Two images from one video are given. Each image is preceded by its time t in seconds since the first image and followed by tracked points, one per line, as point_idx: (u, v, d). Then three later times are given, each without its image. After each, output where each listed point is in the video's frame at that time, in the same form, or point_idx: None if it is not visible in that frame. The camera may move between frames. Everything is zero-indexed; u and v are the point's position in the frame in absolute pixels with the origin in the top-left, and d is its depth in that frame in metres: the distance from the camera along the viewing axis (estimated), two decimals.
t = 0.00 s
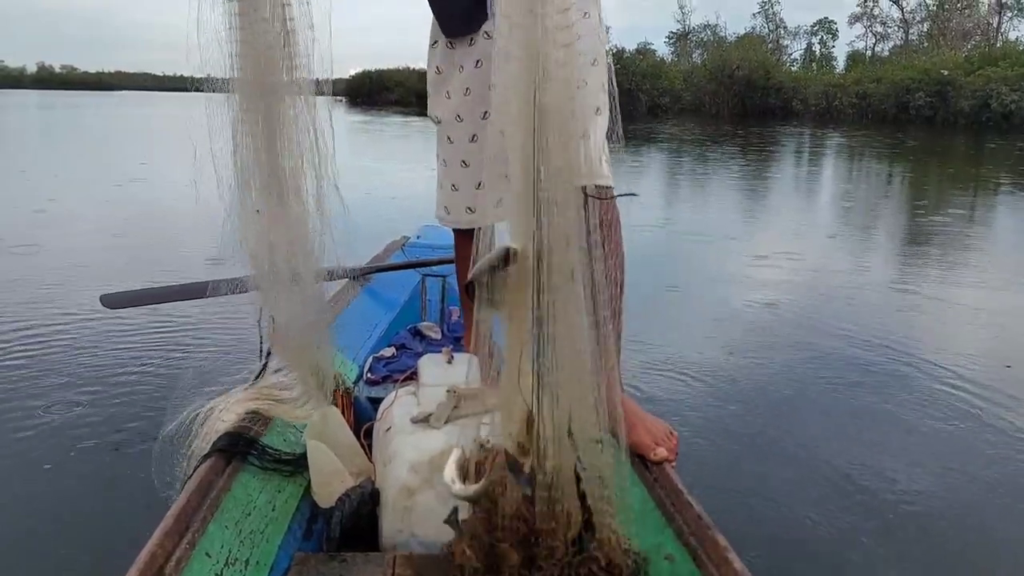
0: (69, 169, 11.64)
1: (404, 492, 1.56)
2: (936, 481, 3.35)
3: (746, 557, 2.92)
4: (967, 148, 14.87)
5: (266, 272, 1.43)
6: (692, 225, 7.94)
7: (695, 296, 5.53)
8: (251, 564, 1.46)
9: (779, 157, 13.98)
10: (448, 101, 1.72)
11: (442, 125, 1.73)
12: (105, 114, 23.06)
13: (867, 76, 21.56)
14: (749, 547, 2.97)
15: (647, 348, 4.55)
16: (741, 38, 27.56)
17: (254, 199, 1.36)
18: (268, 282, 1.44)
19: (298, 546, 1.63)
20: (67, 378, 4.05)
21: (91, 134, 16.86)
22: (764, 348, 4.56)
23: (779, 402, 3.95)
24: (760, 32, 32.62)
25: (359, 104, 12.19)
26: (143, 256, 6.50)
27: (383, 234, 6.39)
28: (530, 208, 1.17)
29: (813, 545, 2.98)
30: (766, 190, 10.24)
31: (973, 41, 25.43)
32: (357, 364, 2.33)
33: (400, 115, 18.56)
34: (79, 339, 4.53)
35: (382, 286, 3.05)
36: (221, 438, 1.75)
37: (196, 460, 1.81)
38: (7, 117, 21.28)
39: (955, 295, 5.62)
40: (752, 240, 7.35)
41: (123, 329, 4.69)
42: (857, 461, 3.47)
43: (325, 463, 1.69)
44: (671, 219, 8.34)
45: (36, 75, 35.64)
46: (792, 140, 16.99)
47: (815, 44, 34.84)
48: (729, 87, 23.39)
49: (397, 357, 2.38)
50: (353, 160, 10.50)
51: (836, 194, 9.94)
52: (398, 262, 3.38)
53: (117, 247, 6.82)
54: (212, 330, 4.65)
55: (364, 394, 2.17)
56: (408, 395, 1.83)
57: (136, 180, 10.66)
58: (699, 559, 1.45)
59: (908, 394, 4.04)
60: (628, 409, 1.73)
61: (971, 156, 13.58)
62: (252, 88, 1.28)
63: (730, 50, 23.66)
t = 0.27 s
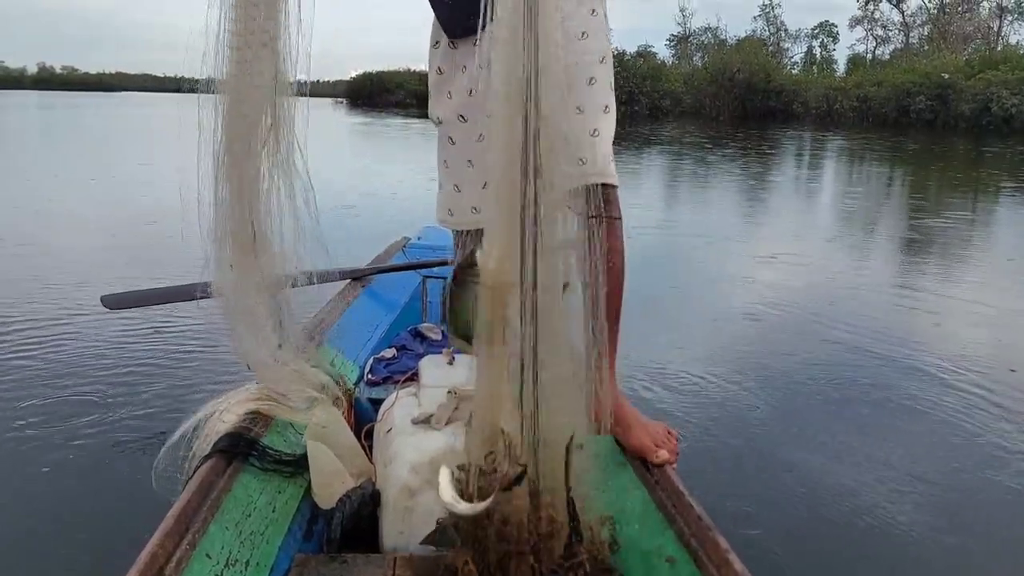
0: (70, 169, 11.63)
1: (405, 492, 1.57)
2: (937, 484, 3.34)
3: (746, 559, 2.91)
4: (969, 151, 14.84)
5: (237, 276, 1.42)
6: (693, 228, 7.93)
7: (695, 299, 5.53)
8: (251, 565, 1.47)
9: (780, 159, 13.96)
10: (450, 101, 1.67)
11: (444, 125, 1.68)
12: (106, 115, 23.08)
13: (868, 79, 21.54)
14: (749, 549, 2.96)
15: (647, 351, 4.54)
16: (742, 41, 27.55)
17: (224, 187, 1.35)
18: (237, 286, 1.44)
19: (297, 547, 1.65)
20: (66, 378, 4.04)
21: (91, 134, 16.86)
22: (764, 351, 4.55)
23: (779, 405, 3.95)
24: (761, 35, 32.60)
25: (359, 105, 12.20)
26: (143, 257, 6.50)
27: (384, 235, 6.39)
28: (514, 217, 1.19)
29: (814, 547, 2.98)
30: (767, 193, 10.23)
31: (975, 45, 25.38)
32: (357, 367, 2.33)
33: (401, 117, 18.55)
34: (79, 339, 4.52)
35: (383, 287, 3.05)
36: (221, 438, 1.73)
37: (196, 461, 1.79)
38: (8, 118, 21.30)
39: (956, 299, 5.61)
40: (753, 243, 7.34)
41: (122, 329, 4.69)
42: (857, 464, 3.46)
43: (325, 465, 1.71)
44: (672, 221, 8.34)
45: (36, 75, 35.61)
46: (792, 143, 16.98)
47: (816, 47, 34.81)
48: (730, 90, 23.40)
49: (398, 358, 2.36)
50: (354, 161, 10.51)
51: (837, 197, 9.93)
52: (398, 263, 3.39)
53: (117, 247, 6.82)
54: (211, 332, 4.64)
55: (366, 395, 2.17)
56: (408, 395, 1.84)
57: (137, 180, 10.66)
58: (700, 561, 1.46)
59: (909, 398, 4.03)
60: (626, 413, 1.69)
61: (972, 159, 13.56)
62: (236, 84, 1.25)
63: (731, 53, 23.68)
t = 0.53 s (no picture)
0: (70, 169, 11.63)
1: (403, 495, 1.57)
2: (938, 487, 3.33)
3: (746, 562, 2.90)
4: (969, 154, 14.84)
5: (258, 279, 1.45)
6: (693, 229, 7.94)
7: (695, 300, 5.52)
8: (248, 566, 1.49)
9: (780, 161, 13.95)
10: (452, 102, 1.67)
11: (445, 125, 1.68)
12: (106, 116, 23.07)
13: (868, 81, 21.54)
14: (750, 551, 2.96)
15: (647, 353, 4.53)
16: (742, 42, 27.54)
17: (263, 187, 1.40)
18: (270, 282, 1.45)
19: (295, 548, 1.68)
20: (65, 378, 4.03)
21: (91, 134, 16.85)
22: (764, 353, 4.55)
23: (780, 407, 3.94)
24: (761, 37, 32.60)
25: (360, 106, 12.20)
26: (142, 257, 6.49)
27: (383, 235, 6.40)
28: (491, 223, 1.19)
29: (815, 549, 2.97)
30: (767, 195, 10.21)
31: (975, 46, 25.36)
32: (357, 367, 2.34)
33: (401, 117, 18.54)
34: (78, 340, 4.51)
35: (382, 289, 3.06)
36: (219, 438, 1.72)
37: (193, 463, 1.77)
38: (8, 117, 21.29)
39: (957, 302, 5.60)
40: (753, 245, 7.33)
41: (121, 330, 4.68)
42: (857, 467, 3.46)
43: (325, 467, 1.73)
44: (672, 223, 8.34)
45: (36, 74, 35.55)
46: (793, 145, 16.97)
47: (816, 49, 34.81)
48: (730, 91, 23.41)
49: (397, 359, 2.37)
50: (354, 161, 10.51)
51: (837, 199, 9.94)
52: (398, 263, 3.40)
53: (116, 247, 6.81)
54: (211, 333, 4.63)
55: (364, 396, 2.18)
56: (406, 397, 1.84)
57: (137, 180, 10.65)
58: (699, 563, 1.44)
59: (909, 401, 4.02)
60: (621, 415, 1.70)
61: (972, 161, 13.56)
62: (304, 82, 1.29)
63: (731, 55, 23.68)
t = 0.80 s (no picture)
0: (69, 169, 11.62)
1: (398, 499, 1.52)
2: (938, 490, 3.33)
3: (748, 563, 2.90)
4: (968, 156, 14.84)
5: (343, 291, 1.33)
6: (693, 231, 7.95)
7: (696, 303, 5.51)
8: (249, 569, 1.48)
9: (780, 163, 13.95)
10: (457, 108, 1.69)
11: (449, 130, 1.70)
12: (106, 116, 23.06)
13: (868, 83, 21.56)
14: (750, 554, 2.95)
15: (648, 355, 4.53)
16: (742, 44, 27.56)
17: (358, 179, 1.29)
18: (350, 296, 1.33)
19: (295, 552, 1.68)
20: (64, 379, 4.02)
21: (91, 135, 16.86)
22: (764, 355, 4.55)
23: (780, 410, 3.93)
24: (761, 39, 32.62)
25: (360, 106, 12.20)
26: (142, 258, 6.48)
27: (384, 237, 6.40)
28: (477, 178, 1.11)
29: (815, 552, 2.96)
30: (767, 197, 10.21)
31: (974, 49, 25.38)
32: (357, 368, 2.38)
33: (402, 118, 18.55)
34: (77, 340, 4.50)
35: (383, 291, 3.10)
36: (218, 444, 1.74)
37: (194, 466, 1.79)
38: (8, 117, 21.27)
39: (957, 305, 5.59)
40: (753, 247, 7.33)
41: (122, 331, 4.67)
42: (858, 471, 3.45)
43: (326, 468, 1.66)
44: (672, 224, 8.35)
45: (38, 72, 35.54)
46: (792, 147, 16.97)
47: (816, 51, 34.82)
48: (730, 92, 23.42)
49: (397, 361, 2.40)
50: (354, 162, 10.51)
51: (837, 201, 9.95)
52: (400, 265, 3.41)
53: (116, 247, 6.80)
54: (211, 335, 4.62)
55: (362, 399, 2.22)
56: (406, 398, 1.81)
57: (137, 181, 10.64)
58: (698, 564, 1.43)
59: (910, 404, 4.01)
60: (621, 417, 1.70)
61: (971, 164, 13.58)
62: (390, 84, 1.21)
63: (731, 56, 23.69)
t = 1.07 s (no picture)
0: (70, 168, 11.62)
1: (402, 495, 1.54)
2: (938, 491, 3.33)
3: (748, 562, 2.90)
4: (969, 158, 14.85)
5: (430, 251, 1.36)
6: (694, 232, 7.96)
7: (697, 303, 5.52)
8: (249, 568, 1.49)
9: (780, 165, 13.95)
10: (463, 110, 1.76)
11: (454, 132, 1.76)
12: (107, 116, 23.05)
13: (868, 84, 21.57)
14: (750, 554, 2.95)
15: (648, 355, 4.54)
16: (742, 45, 27.59)
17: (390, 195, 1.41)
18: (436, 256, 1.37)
19: (296, 550, 1.66)
20: (64, 378, 4.03)
21: (92, 135, 16.86)
22: (765, 356, 4.56)
23: (780, 411, 3.94)
24: (762, 41, 32.65)
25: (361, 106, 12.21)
26: (143, 257, 6.49)
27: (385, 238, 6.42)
28: (480, 186, 1.33)
29: (814, 552, 2.96)
30: (767, 198, 10.21)
31: (975, 51, 25.38)
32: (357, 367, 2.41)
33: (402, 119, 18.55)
34: (78, 340, 4.50)
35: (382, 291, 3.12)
36: (219, 440, 1.73)
37: (194, 464, 1.78)
38: (9, 116, 21.27)
39: (956, 306, 5.59)
40: (754, 248, 7.34)
41: (122, 330, 4.68)
42: (857, 472, 3.45)
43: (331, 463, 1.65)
44: (673, 225, 8.36)
45: (40, 71, 35.55)
46: (793, 148, 16.97)
47: (816, 52, 34.84)
48: (730, 93, 23.43)
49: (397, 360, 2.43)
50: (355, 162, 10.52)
51: (837, 202, 9.97)
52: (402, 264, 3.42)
53: (117, 247, 6.82)
54: (212, 335, 4.63)
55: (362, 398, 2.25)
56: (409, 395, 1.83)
57: (138, 181, 10.64)
58: (701, 565, 1.43)
59: (909, 405, 4.02)
60: (623, 419, 1.70)
61: (972, 166, 13.59)
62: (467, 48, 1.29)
63: (732, 57, 23.71)
